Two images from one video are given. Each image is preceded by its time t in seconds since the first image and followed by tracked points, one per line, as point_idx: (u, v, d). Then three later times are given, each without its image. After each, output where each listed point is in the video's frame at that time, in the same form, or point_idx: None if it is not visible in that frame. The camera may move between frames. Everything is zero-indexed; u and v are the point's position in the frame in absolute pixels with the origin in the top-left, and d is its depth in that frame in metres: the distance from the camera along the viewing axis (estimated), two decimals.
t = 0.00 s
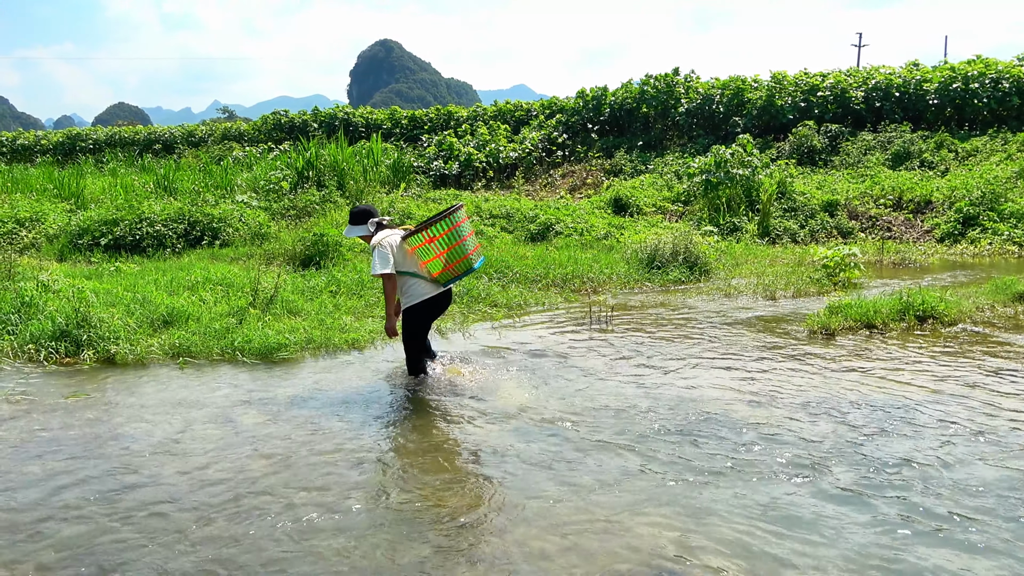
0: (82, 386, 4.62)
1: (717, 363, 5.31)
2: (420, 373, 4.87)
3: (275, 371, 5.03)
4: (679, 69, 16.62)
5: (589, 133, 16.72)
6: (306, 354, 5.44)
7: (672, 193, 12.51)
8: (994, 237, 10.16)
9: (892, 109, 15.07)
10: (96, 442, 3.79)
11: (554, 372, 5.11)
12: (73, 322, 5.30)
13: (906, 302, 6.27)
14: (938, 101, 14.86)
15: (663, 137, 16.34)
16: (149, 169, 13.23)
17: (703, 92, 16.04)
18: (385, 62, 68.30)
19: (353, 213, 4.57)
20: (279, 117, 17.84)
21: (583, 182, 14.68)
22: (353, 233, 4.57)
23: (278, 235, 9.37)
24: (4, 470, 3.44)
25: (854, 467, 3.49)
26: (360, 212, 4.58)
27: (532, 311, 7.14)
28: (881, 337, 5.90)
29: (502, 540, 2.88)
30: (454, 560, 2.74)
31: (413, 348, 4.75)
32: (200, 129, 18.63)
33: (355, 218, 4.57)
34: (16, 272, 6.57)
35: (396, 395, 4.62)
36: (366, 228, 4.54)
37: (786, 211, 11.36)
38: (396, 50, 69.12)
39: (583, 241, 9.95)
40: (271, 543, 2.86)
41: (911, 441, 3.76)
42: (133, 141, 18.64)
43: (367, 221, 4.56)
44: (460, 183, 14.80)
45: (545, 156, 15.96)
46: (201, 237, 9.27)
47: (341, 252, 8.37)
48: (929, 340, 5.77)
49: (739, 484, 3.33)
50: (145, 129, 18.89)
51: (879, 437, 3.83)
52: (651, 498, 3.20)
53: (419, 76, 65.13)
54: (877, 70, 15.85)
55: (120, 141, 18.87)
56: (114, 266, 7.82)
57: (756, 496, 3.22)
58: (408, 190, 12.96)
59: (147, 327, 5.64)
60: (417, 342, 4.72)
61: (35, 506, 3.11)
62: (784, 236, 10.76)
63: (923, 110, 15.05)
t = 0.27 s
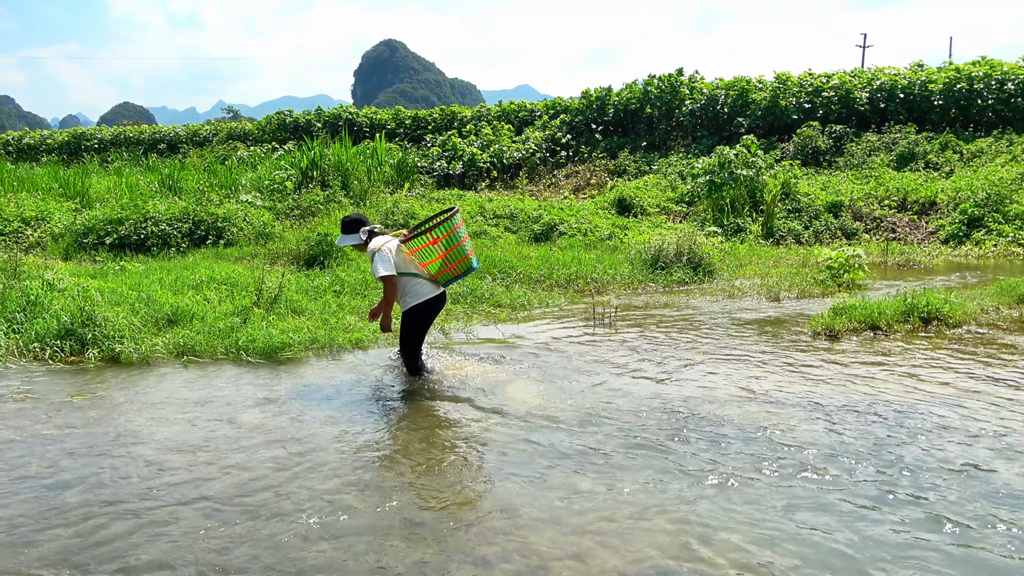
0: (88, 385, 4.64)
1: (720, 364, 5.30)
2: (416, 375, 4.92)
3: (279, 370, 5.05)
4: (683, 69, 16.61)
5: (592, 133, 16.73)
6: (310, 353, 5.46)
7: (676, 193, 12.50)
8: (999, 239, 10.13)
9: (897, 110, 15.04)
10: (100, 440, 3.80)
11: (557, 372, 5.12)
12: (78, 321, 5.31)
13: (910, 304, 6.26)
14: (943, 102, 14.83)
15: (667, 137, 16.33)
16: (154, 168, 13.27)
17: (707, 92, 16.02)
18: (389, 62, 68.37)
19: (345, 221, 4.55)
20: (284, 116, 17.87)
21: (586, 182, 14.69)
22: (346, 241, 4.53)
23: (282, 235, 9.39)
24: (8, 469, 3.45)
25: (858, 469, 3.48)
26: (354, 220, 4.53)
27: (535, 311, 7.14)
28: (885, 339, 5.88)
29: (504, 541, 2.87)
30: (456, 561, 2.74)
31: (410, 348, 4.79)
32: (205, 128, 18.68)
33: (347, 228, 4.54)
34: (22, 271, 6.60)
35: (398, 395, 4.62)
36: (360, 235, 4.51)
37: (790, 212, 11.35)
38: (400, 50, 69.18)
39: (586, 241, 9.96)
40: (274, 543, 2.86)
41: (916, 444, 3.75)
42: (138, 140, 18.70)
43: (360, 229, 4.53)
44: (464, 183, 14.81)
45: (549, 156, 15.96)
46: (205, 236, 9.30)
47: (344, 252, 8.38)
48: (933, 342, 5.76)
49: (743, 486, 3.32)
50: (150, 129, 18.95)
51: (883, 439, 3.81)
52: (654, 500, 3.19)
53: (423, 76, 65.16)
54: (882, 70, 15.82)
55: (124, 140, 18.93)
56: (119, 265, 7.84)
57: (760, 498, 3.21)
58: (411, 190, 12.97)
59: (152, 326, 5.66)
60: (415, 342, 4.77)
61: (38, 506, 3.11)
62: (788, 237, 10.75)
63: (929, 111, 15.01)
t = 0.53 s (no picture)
0: (91, 384, 4.65)
1: (723, 365, 5.30)
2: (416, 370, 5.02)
3: (282, 370, 5.05)
4: (687, 70, 16.60)
5: (596, 134, 16.72)
6: (313, 353, 5.46)
7: (680, 194, 12.48)
8: (1003, 240, 10.10)
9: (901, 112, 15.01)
10: (104, 439, 3.81)
11: (560, 373, 5.11)
12: (82, 320, 5.32)
13: (914, 305, 6.25)
14: (947, 103, 14.80)
15: (670, 138, 16.31)
16: (157, 168, 13.29)
17: (710, 93, 16.00)
18: (393, 62, 68.41)
19: (335, 250, 4.99)
20: (287, 117, 17.90)
21: (590, 182, 14.67)
22: (338, 268, 4.96)
23: (285, 235, 9.39)
24: (11, 468, 3.45)
25: (862, 471, 3.47)
26: (339, 249, 5.00)
27: (538, 312, 7.13)
28: (889, 340, 5.87)
29: (508, 541, 2.87)
30: (460, 561, 2.74)
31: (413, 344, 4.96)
32: (209, 128, 18.70)
33: (338, 256, 4.98)
34: (26, 270, 6.61)
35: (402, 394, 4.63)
36: (350, 259, 4.96)
37: (794, 213, 11.33)
38: (404, 51, 69.23)
39: (590, 242, 9.94)
40: (278, 542, 2.86)
41: (920, 445, 3.74)
42: (141, 140, 18.73)
43: (348, 254, 4.99)
44: (467, 184, 14.80)
45: (552, 157, 15.96)
46: (209, 236, 9.31)
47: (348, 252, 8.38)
48: (937, 344, 5.74)
49: (747, 488, 3.31)
50: (154, 129, 18.98)
51: (887, 440, 3.80)
52: (658, 501, 3.19)
53: (426, 76, 65.19)
54: (886, 72, 15.79)
55: (128, 140, 18.95)
56: (123, 265, 7.85)
57: (764, 499, 3.20)
58: (415, 190, 12.98)
59: (155, 326, 5.66)
60: (419, 339, 4.97)
61: (43, 505, 3.12)
62: (792, 238, 10.73)
63: (933, 112, 14.98)
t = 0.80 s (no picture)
0: (94, 385, 4.65)
1: (726, 366, 5.28)
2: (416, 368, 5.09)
3: (285, 370, 5.05)
4: (689, 71, 16.59)
5: (599, 135, 16.71)
6: (315, 353, 5.46)
7: (682, 195, 12.47)
8: (1007, 242, 10.07)
9: (905, 113, 14.98)
10: (106, 439, 3.80)
11: (563, 374, 5.11)
12: (85, 320, 5.33)
13: (917, 307, 6.23)
14: (951, 104, 14.77)
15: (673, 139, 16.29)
16: (161, 168, 13.30)
17: (714, 94, 15.99)
18: (395, 62, 68.46)
19: (333, 269, 5.07)
20: (290, 117, 17.92)
21: (592, 183, 14.66)
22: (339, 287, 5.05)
23: (288, 235, 9.39)
24: (15, 468, 3.45)
25: (867, 473, 3.45)
26: (337, 268, 5.08)
27: (541, 313, 7.13)
28: (893, 342, 5.85)
29: (511, 543, 2.86)
30: (463, 563, 2.72)
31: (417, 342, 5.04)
32: (212, 128, 18.73)
33: (337, 274, 5.07)
34: (30, 270, 6.62)
35: (405, 393, 4.65)
36: (349, 276, 5.05)
37: (797, 214, 11.31)
38: (407, 51, 69.27)
39: (592, 242, 9.93)
40: (281, 542, 2.85)
41: (924, 447, 3.72)
42: (145, 140, 18.76)
43: (347, 271, 5.08)
44: (470, 184, 14.80)
45: (554, 158, 15.95)
46: (212, 236, 9.32)
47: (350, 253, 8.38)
48: (941, 346, 5.72)
49: (751, 490, 3.30)
50: (157, 129, 19.00)
51: (892, 442, 3.78)
52: (662, 503, 3.17)
53: (429, 76, 65.24)
54: (889, 73, 15.77)
55: (131, 140, 18.98)
56: (126, 264, 7.86)
57: (768, 501, 3.19)
58: (417, 191, 12.98)
59: (157, 326, 5.66)
60: (423, 338, 5.05)
61: (46, 505, 3.11)
62: (795, 239, 10.71)
63: (937, 113, 14.95)
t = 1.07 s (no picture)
0: (97, 385, 4.66)
1: (728, 368, 5.28)
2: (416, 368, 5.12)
3: (287, 371, 5.06)
4: (692, 73, 16.59)
5: (601, 136, 16.71)
6: (318, 354, 5.47)
7: (685, 197, 12.47)
8: (1010, 244, 10.05)
9: (908, 114, 14.96)
10: (110, 440, 3.81)
11: (565, 375, 5.11)
12: (88, 320, 5.34)
13: (920, 309, 6.22)
14: (954, 106, 14.75)
15: (676, 140, 16.28)
16: (164, 169, 13.33)
17: (716, 95, 15.99)
18: (398, 64, 68.54)
19: (335, 276, 5.12)
20: (293, 118, 17.95)
21: (595, 184, 14.66)
22: (341, 292, 5.11)
23: (290, 236, 9.41)
24: (18, 468, 3.46)
25: (869, 475, 3.45)
26: (338, 273, 5.13)
27: (543, 314, 7.13)
28: (895, 344, 5.84)
29: (513, 544, 2.86)
30: (465, 564, 2.72)
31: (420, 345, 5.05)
32: (215, 129, 18.76)
33: (338, 281, 5.11)
34: (33, 270, 6.64)
35: (408, 395, 4.66)
36: (350, 282, 5.10)
37: (799, 216, 11.30)
38: (409, 52, 69.35)
39: (595, 244, 9.93)
40: (283, 544, 2.85)
41: (927, 449, 3.72)
42: (148, 141, 18.79)
43: (348, 277, 5.13)
44: (473, 185, 14.80)
45: (557, 159, 15.96)
46: (214, 237, 9.33)
47: (353, 254, 8.39)
48: (944, 348, 5.72)
49: (753, 492, 3.29)
50: (160, 130, 19.04)
51: (894, 444, 3.79)
52: (664, 504, 3.17)
53: (432, 77, 65.31)
54: (893, 74, 15.75)
55: (135, 141, 19.01)
56: (129, 265, 7.88)
57: (770, 503, 3.19)
58: (420, 192, 13.00)
59: (160, 326, 5.67)
60: (426, 341, 5.06)
61: (48, 505, 3.12)
62: (798, 241, 10.70)
63: (940, 115, 14.92)
